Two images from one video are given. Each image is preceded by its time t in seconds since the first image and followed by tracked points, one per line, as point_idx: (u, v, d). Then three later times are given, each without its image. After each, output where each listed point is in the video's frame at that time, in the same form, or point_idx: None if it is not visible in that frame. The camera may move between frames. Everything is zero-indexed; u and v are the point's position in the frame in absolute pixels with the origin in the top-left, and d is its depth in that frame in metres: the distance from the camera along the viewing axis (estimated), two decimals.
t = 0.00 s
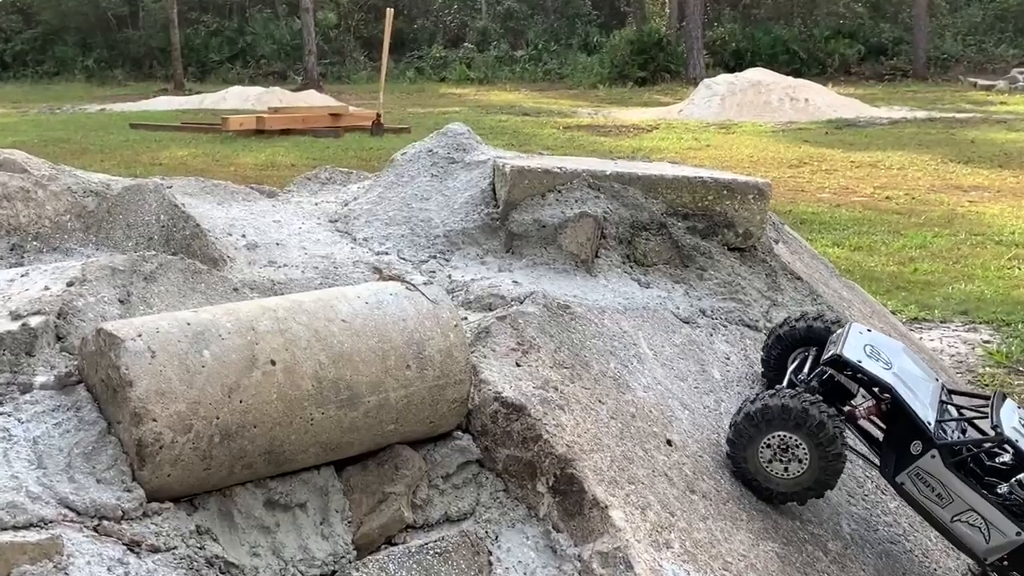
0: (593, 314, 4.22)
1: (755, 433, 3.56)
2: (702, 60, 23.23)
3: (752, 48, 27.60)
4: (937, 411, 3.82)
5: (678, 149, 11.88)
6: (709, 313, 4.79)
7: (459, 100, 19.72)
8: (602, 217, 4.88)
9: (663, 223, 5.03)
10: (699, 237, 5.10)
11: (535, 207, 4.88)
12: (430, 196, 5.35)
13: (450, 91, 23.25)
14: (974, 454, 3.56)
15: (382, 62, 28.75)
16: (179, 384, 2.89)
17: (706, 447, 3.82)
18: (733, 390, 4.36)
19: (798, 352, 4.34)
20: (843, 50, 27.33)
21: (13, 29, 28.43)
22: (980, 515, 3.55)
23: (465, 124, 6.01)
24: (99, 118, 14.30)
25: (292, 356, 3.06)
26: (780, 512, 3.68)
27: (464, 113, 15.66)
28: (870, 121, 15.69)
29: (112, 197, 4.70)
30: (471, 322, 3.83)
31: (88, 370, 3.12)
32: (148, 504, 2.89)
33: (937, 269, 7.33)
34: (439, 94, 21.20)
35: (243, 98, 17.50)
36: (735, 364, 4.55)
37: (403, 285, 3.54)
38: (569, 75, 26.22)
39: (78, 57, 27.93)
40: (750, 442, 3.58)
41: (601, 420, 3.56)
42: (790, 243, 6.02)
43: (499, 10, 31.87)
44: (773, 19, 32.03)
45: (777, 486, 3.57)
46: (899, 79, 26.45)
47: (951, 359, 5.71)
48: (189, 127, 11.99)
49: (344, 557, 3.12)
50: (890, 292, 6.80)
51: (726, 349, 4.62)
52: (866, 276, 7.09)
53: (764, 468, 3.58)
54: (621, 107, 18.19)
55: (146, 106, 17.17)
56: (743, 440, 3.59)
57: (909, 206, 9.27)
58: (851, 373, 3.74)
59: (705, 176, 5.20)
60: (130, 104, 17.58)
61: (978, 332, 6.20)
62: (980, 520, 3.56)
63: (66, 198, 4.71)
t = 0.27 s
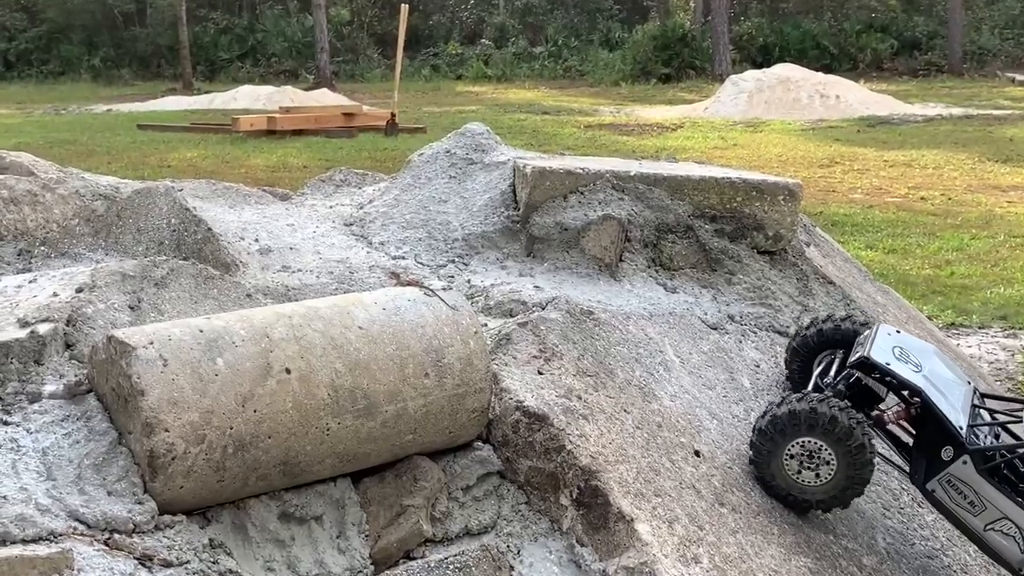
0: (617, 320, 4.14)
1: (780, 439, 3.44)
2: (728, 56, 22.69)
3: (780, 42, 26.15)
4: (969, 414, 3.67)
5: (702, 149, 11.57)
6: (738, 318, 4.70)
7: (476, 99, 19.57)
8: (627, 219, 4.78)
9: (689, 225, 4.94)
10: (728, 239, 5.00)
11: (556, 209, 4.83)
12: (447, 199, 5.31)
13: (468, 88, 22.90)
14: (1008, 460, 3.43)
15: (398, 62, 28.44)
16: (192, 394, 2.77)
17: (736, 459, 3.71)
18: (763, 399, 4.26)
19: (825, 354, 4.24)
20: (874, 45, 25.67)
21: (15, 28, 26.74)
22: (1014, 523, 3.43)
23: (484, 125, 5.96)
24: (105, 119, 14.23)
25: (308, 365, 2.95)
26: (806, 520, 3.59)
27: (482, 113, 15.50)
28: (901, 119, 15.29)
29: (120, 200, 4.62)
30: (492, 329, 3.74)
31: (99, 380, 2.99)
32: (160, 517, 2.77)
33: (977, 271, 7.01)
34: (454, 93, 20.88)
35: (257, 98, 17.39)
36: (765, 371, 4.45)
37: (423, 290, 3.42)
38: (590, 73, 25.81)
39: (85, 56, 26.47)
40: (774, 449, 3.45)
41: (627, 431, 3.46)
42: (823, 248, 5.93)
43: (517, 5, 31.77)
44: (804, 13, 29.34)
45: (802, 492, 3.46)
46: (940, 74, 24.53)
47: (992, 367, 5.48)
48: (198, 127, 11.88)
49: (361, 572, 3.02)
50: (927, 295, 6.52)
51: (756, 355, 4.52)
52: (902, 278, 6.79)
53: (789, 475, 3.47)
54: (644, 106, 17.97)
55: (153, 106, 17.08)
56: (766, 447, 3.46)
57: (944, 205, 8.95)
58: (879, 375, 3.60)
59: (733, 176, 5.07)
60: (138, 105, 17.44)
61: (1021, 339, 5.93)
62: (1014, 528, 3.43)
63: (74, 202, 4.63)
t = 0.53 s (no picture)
0: (631, 325, 4.09)
1: (785, 439, 3.39)
2: (744, 56, 22.56)
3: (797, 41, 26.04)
4: (978, 413, 3.62)
5: (718, 151, 11.48)
6: (754, 324, 4.65)
7: (488, 100, 19.52)
8: (641, 223, 4.75)
9: (704, 229, 4.89)
10: (744, 243, 4.94)
11: (569, 213, 4.79)
12: (459, 202, 5.28)
13: (480, 90, 22.85)
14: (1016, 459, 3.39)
15: (410, 63, 28.40)
16: (200, 401, 2.72)
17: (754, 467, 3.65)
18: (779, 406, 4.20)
19: (832, 356, 4.18)
20: (893, 44, 25.50)
21: (23, 30, 26.89)
22: None
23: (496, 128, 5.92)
24: (111, 121, 14.21)
25: (318, 371, 2.90)
26: (819, 526, 3.55)
27: (494, 114, 15.46)
28: (920, 119, 15.15)
29: (127, 204, 4.59)
30: (504, 335, 3.70)
31: (107, 387, 2.93)
32: (168, 526, 2.71)
33: (998, 274, 6.92)
34: (466, 95, 20.83)
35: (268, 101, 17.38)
36: (782, 377, 4.39)
37: (433, 296, 3.38)
38: (604, 74, 25.72)
39: (94, 59, 26.52)
40: (779, 450, 3.41)
41: (642, 439, 3.41)
42: (839, 251, 5.86)
43: (530, 6, 31.77)
44: (822, 12, 29.15)
45: (809, 493, 3.43)
46: (959, 74, 24.24)
47: (1014, 372, 5.40)
48: (208, 129, 11.86)
49: None
50: (947, 299, 6.44)
51: (772, 361, 4.47)
52: (922, 282, 6.70)
53: (795, 476, 3.43)
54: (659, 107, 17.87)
55: (162, 108, 17.13)
56: (772, 447, 3.42)
57: (965, 207, 8.85)
58: (886, 373, 3.53)
59: (749, 179, 5.01)
60: (146, 108, 17.46)
61: None
62: None
63: (82, 207, 4.64)
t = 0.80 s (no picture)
0: (637, 329, 4.09)
1: (780, 435, 3.37)
2: (752, 59, 22.50)
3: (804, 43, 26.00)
4: (975, 408, 3.60)
5: (724, 153, 11.44)
6: (761, 326, 4.64)
7: (495, 103, 19.52)
8: (646, 227, 4.74)
9: (711, 232, 4.88)
10: (750, 246, 4.93)
11: (576, 217, 4.79)
12: (465, 206, 5.28)
13: (487, 93, 22.85)
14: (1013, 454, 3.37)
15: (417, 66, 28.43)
16: (206, 405, 2.72)
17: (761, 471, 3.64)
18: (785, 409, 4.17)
19: (829, 351, 4.14)
20: (902, 46, 25.39)
21: (31, 34, 26.96)
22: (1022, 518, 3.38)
23: (503, 131, 5.92)
24: (119, 125, 14.24)
25: (323, 375, 2.90)
26: (824, 529, 3.54)
27: (501, 117, 15.45)
28: (929, 121, 15.09)
29: (133, 209, 4.61)
30: (510, 339, 3.70)
31: (113, 391, 2.93)
32: (174, 530, 2.71)
33: (1006, 276, 6.89)
34: (473, 98, 20.83)
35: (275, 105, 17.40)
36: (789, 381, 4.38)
37: (439, 300, 3.38)
38: (611, 77, 25.70)
39: (101, 63, 26.56)
40: (774, 445, 3.39)
41: (648, 442, 3.40)
42: (847, 254, 5.85)
43: (537, 9, 31.81)
44: (830, 15, 29.07)
45: (806, 490, 3.40)
46: (968, 76, 24.10)
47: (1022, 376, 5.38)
48: (215, 133, 11.88)
49: None
50: (955, 301, 6.41)
51: (780, 364, 4.46)
52: (929, 284, 6.68)
53: (792, 473, 3.41)
54: (667, 110, 17.84)
55: (170, 112, 17.16)
56: (767, 442, 3.40)
57: (973, 209, 8.82)
58: (882, 368, 3.50)
59: (757, 182, 5.00)
60: (153, 111, 17.49)
61: None
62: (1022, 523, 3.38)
63: (89, 212, 4.66)
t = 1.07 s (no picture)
0: (641, 331, 4.08)
1: (777, 434, 3.35)
2: (755, 61, 22.48)
3: (809, 45, 25.96)
4: (972, 405, 3.59)
5: (728, 156, 11.41)
6: (764, 329, 4.64)
7: (499, 105, 19.52)
8: (650, 229, 4.74)
9: (714, 234, 4.88)
10: (753, 248, 4.92)
11: (579, 219, 4.79)
12: (469, 208, 5.28)
13: (491, 95, 22.86)
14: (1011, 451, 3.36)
15: (421, 69, 28.47)
16: (210, 407, 2.73)
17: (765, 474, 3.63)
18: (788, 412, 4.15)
19: (824, 347, 4.14)
20: (906, 48, 25.39)
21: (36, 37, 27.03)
22: (1020, 516, 3.36)
23: (506, 133, 5.93)
24: (123, 128, 14.25)
25: (326, 377, 2.90)
26: (828, 532, 3.54)
27: (505, 120, 15.45)
28: (934, 123, 15.06)
29: (138, 212, 4.63)
30: (513, 341, 3.70)
31: (118, 393, 2.94)
32: (178, 532, 2.71)
33: (1010, 278, 6.87)
34: (477, 100, 20.84)
35: (279, 108, 17.42)
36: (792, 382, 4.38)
37: (443, 302, 3.38)
38: (615, 79, 25.69)
39: (105, 66, 26.62)
40: (771, 445, 3.37)
41: (651, 444, 3.40)
42: (851, 256, 5.85)
43: (541, 11, 31.86)
44: (834, 17, 29.06)
45: (803, 489, 3.39)
46: (973, 78, 24.07)
47: None
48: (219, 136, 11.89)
49: None
50: (959, 304, 6.40)
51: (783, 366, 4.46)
52: (933, 286, 6.67)
53: (788, 471, 3.39)
54: (671, 112, 17.83)
55: (174, 114, 17.18)
56: (763, 441, 3.38)
57: (977, 211, 8.80)
58: (878, 367, 3.48)
59: (761, 184, 5.00)
60: (158, 114, 17.54)
61: None
62: (1020, 521, 3.37)
63: (93, 214, 4.67)
